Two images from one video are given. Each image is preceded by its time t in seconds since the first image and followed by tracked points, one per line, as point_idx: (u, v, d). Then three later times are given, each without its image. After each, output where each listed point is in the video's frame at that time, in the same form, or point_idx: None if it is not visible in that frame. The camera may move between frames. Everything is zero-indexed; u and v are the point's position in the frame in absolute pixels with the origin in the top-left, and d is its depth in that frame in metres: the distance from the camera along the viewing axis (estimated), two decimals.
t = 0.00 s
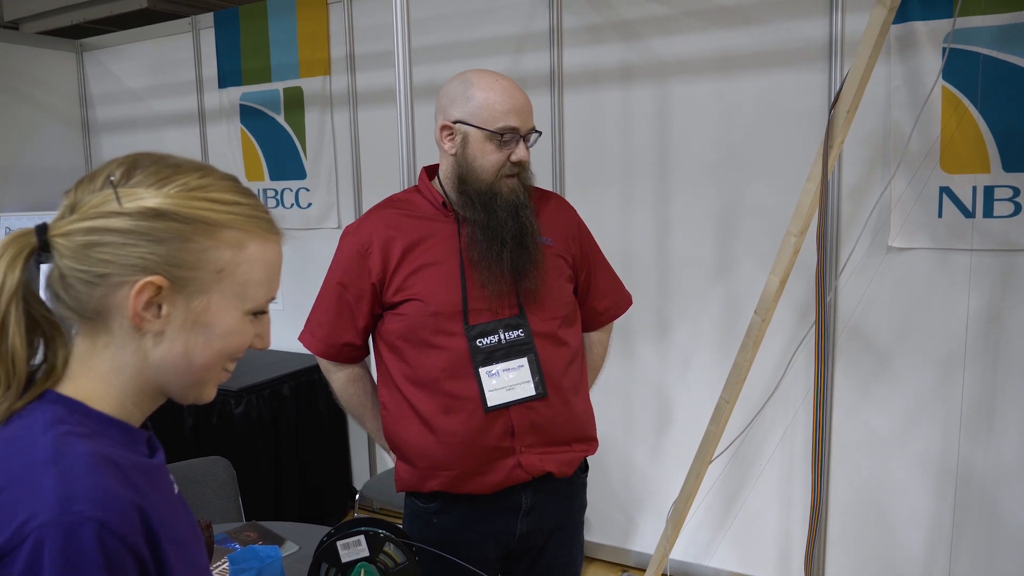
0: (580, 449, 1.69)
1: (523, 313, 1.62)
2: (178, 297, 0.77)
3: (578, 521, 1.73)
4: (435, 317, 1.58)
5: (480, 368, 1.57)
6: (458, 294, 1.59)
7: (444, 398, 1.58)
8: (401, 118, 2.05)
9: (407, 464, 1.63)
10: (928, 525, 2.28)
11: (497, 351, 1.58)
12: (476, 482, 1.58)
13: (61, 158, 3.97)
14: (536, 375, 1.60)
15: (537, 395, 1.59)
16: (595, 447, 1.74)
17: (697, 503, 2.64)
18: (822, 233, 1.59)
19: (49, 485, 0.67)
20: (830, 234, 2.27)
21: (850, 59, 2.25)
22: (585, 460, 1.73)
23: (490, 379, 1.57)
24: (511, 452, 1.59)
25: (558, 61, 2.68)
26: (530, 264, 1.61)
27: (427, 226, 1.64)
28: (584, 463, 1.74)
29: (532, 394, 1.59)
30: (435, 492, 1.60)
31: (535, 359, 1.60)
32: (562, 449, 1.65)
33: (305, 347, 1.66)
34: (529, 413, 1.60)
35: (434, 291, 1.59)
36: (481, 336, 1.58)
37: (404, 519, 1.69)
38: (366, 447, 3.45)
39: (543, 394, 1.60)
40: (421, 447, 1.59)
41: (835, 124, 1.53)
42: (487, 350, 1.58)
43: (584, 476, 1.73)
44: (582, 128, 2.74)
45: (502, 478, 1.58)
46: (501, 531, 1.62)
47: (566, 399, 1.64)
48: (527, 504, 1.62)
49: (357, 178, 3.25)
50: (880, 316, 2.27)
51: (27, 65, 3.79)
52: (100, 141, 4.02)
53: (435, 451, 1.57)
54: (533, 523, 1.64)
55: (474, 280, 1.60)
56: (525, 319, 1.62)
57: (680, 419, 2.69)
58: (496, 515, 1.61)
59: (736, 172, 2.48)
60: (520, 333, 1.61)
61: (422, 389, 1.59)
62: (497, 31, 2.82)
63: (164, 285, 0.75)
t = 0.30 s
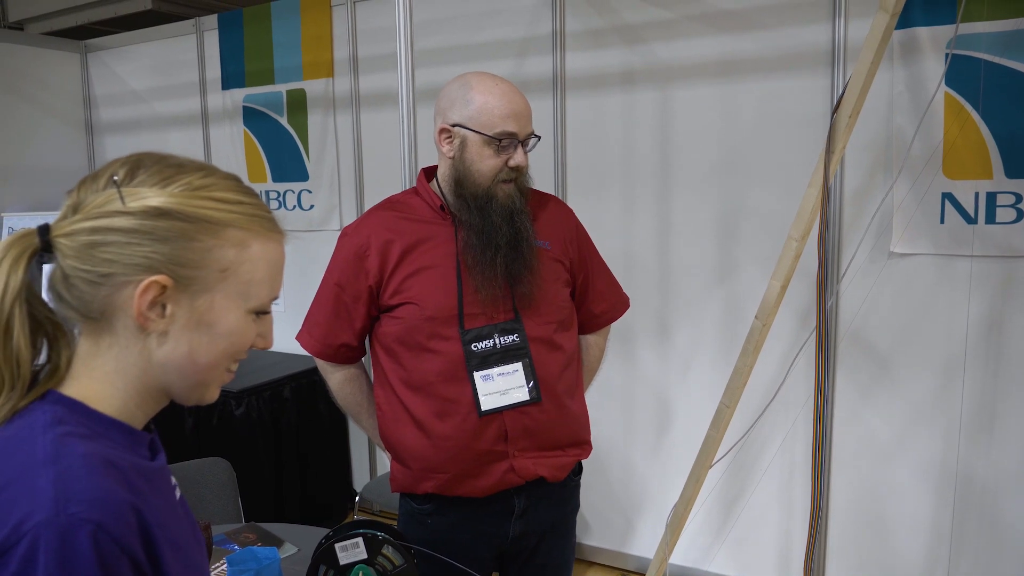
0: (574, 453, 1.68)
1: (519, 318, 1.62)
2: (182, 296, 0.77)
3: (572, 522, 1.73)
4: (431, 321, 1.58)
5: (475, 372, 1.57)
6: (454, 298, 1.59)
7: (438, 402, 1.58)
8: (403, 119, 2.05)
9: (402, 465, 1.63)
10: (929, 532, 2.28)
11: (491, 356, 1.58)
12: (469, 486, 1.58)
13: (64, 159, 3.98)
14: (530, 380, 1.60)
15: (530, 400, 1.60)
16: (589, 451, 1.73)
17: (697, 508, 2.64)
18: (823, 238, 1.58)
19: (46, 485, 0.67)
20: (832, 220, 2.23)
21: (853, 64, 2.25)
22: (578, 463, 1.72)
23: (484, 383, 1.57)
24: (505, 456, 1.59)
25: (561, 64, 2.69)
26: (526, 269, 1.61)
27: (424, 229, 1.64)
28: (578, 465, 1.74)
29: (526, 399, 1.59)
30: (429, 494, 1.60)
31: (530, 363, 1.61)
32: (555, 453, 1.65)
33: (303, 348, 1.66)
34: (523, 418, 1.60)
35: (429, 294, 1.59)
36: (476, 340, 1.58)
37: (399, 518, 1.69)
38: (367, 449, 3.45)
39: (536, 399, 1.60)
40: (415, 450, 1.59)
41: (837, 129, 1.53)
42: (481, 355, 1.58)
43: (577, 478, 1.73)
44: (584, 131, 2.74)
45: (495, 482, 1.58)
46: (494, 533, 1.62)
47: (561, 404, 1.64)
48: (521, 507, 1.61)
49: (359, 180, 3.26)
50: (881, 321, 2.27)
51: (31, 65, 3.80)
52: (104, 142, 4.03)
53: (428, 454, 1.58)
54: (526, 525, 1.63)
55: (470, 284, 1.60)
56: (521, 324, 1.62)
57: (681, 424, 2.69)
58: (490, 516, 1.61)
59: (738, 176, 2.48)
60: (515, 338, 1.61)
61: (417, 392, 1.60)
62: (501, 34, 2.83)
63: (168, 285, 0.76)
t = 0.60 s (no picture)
0: (565, 453, 1.68)
1: (512, 320, 1.62)
2: (184, 294, 0.77)
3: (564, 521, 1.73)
4: (423, 322, 1.58)
5: (466, 373, 1.58)
6: (447, 300, 1.59)
7: (430, 402, 1.59)
8: (404, 118, 2.05)
9: (394, 463, 1.64)
10: (928, 536, 2.27)
11: (483, 357, 1.59)
12: (460, 485, 1.58)
13: (67, 157, 3.99)
14: (521, 382, 1.60)
15: (521, 402, 1.60)
16: (580, 451, 1.73)
17: (696, 511, 2.63)
18: (822, 241, 1.58)
19: (55, 481, 0.66)
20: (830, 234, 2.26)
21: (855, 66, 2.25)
22: (569, 463, 1.72)
23: (475, 385, 1.58)
24: (495, 456, 1.59)
25: (563, 65, 2.69)
26: (518, 271, 1.62)
27: (418, 230, 1.64)
28: (569, 465, 1.73)
29: (517, 400, 1.59)
30: (421, 491, 1.61)
31: (521, 365, 1.61)
32: (546, 453, 1.65)
33: (297, 345, 1.66)
34: (514, 420, 1.60)
35: (422, 295, 1.59)
36: (468, 342, 1.59)
37: (392, 519, 1.70)
38: (367, 449, 3.45)
39: (527, 400, 1.60)
40: (407, 448, 1.60)
41: (837, 131, 1.53)
42: (473, 356, 1.58)
43: (568, 477, 1.72)
44: (586, 133, 2.74)
45: (485, 482, 1.59)
46: (483, 530, 1.63)
47: (552, 406, 1.64)
48: (510, 505, 1.62)
49: (361, 180, 3.25)
50: (882, 325, 2.27)
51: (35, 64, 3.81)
52: (106, 141, 4.04)
53: (419, 453, 1.58)
54: (516, 524, 1.64)
55: (463, 285, 1.61)
56: (514, 326, 1.62)
57: (680, 426, 2.68)
58: (481, 515, 1.62)
59: (739, 178, 2.48)
60: (507, 340, 1.61)
61: (410, 392, 1.60)
62: (503, 35, 2.83)
63: (171, 283, 0.76)
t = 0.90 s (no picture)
0: (553, 456, 1.68)
1: (503, 323, 1.62)
2: (163, 299, 0.77)
3: (554, 521, 1.73)
4: (414, 322, 1.60)
5: (453, 372, 1.59)
6: (438, 300, 1.60)
7: (419, 402, 1.60)
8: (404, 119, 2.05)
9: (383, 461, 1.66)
10: (926, 540, 2.27)
11: (472, 358, 1.59)
12: (445, 485, 1.59)
13: (68, 157, 4.00)
14: (506, 385, 1.60)
15: (505, 406, 1.60)
16: (569, 456, 1.72)
17: (694, 514, 2.63)
18: (820, 243, 1.58)
19: (46, 483, 0.66)
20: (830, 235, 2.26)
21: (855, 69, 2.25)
22: (558, 466, 1.71)
23: (461, 384, 1.58)
24: (481, 458, 1.60)
25: (563, 67, 2.69)
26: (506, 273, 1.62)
27: (411, 230, 1.66)
28: (558, 467, 1.73)
29: (500, 404, 1.60)
30: (408, 490, 1.62)
31: (509, 368, 1.60)
32: (534, 456, 1.64)
33: (293, 341, 1.70)
34: (501, 421, 1.60)
35: (413, 296, 1.61)
36: (458, 341, 1.60)
37: (383, 520, 1.71)
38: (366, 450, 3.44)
39: (511, 405, 1.60)
40: (395, 446, 1.61)
41: (835, 133, 1.52)
42: (462, 356, 1.59)
43: (556, 479, 1.71)
44: (585, 134, 2.74)
45: (471, 483, 1.59)
46: (470, 529, 1.63)
47: (542, 409, 1.64)
48: (497, 506, 1.63)
49: (361, 180, 3.25)
50: (881, 327, 2.26)
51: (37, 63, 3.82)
52: (108, 141, 4.05)
53: (407, 452, 1.59)
54: (502, 525, 1.64)
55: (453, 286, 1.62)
56: (505, 329, 1.62)
57: (679, 428, 2.68)
58: (468, 516, 1.63)
59: (738, 180, 2.47)
60: (498, 343, 1.61)
61: (400, 391, 1.62)
62: (503, 36, 2.83)
63: (150, 287, 0.76)
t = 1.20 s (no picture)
0: (541, 460, 1.67)
1: (496, 325, 1.62)
2: (138, 300, 0.77)
3: (546, 523, 1.73)
4: (407, 321, 1.62)
5: (441, 371, 1.60)
6: (431, 300, 1.62)
7: (409, 400, 1.62)
8: (404, 121, 2.06)
9: (375, 457, 1.68)
10: (927, 541, 2.26)
11: (461, 358, 1.60)
12: (431, 483, 1.61)
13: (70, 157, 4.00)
14: (493, 389, 1.60)
15: (490, 410, 1.60)
16: (560, 460, 1.71)
17: (694, 515, 2.63)
18: (819, 245, 1.58)
19: (27, 486, 0.66)
20: (831, 233, 2.25)
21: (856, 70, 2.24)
22: (548, 471, 1.71)
23: (448, 384, 1.59)
24: (467, 459, 1.61)
25: (564, 68, 2.69)
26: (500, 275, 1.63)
27: (411, 228, 1.69)
28: (549, 471, 1.72)
29: (485, 407, 1.59)
30: (396, 486, 1.65)
31: (497, 372, 1.61)
32: (523, 459, 1.64)
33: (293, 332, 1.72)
34: (488, 424, 1.60)
35: (407, 295, 1.63)
36: (449, 341, 1.60)
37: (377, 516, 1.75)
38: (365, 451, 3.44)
39: (496, 409, 1.60)
40: (385, 442, 1.64)
41: (835, 134, 1.52)
42: (451, 355, 1.60)
43: (547, 482, 1.71)
44: (586, 135, 2.74)
45: (455, 483, 1.60)
46: (458, 529, 1.64)
47: (532, 413, 1.64)
48: (484, 507, 1.64)
49: (362, 181, 3.25)
50: (881, 329, 2.26)
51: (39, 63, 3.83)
52: (110, 140, 4.06)
53: (396, 448, 1.62)
54: (490, 527, 1.65)
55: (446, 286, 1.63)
56: (497, 332, 1.62)
57: (680, 430, 2.67)
58: (455, 515, 1.64)
59: (738, 181, 2.47)
60: (489, 346, 1.61)
61: (392, 388, 1.64)
62: (504, 36, 2.83)
63: (123, 288, 0.75)
